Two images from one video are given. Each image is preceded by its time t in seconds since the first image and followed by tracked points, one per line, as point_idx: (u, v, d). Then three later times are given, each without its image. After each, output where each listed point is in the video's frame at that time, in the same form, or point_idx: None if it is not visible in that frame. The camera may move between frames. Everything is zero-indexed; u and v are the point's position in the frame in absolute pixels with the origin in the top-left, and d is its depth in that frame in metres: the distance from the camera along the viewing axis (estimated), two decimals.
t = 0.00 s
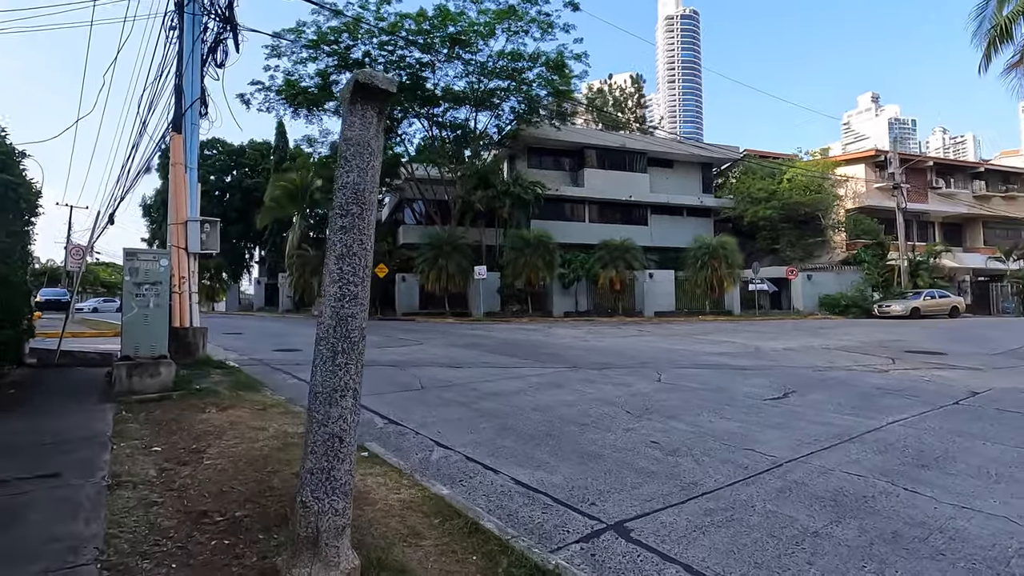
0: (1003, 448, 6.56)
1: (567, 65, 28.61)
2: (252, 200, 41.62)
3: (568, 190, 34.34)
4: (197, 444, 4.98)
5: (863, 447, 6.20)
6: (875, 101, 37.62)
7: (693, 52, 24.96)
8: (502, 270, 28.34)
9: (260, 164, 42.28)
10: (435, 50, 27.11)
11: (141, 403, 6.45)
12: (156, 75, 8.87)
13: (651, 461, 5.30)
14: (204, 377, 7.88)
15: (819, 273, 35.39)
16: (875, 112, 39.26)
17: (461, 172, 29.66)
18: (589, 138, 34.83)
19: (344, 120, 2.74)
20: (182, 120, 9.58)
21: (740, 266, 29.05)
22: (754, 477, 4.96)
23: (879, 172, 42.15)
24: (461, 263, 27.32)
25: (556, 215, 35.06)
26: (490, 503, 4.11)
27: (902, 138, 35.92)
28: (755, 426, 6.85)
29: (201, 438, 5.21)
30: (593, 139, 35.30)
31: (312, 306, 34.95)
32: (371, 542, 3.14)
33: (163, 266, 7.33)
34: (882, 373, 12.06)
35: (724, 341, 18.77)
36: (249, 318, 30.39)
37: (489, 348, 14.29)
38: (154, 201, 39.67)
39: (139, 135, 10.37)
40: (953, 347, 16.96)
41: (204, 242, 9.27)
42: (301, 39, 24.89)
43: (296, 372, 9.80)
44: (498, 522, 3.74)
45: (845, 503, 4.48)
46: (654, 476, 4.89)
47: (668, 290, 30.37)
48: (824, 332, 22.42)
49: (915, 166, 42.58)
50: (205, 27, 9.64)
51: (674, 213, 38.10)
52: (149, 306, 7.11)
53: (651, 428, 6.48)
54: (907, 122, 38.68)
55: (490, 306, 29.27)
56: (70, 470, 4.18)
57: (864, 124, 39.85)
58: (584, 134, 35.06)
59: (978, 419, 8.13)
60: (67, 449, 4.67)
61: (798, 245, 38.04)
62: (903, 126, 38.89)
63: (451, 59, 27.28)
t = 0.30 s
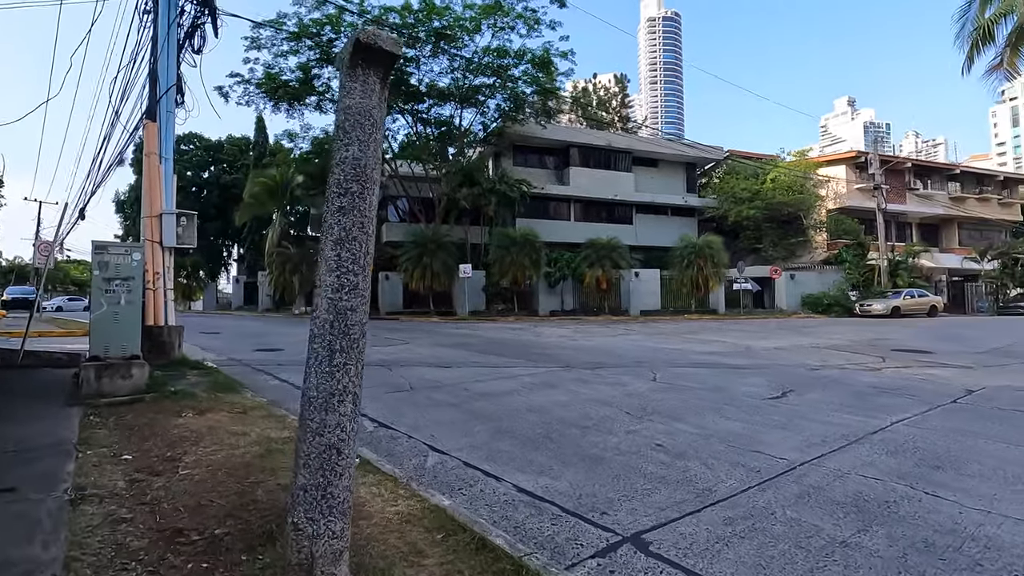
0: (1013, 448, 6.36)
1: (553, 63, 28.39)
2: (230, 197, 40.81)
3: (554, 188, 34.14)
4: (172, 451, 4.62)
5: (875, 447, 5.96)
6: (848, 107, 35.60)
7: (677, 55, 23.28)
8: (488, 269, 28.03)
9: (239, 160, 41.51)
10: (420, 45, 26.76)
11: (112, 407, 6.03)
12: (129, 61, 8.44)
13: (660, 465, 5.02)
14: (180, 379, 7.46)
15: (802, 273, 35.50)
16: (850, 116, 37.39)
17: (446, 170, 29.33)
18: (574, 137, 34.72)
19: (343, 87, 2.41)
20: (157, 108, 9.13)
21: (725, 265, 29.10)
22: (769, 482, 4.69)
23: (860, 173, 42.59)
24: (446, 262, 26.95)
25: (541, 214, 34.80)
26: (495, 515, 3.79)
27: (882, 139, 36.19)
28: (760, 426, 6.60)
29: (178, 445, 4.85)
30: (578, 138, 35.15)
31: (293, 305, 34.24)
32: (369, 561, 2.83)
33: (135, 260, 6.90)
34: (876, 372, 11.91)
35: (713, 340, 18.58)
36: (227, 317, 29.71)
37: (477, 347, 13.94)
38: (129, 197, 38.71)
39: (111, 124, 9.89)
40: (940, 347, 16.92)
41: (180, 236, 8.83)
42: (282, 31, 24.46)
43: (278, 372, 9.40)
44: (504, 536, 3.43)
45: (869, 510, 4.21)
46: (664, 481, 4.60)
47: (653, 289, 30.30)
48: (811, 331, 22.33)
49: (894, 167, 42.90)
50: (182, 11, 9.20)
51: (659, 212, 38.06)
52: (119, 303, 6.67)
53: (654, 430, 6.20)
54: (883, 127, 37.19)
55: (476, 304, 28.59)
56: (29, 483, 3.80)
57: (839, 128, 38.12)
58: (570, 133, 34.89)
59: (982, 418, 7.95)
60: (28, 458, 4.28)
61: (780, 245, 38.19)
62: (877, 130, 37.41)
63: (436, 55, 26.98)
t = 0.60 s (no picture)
0: None
1: (545, 61, 28.12)
2: (214, 194, 40.18)
3: (544, 187, 33.91)
4: (153, 474, 4.27)
5: (896, 457, 5.69)
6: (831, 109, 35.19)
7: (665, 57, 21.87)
8: (479, 268, 27.74)
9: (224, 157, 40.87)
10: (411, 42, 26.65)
11: (89, 421, 5.64)
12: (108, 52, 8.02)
13: (678, 483, 4.73)
14: (163, 387, 7.07)
15: (792, 273, 35.49)
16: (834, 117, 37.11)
17: (436, 168, 29.08)
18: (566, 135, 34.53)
19: (351, 71, 2.08)
20: (138, 101, 8.72)
21: (717, 265, 28.96)
22: (796, 499, 4.39)
23: (849, 173, 42.72)
24: (437, 261, 26.58)
25: (532, 213, 34.55)
26: (509, 544, 3.49)
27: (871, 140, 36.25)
28: (773, 437, 6.30)
29: (160, 465, 4.50)
30: (570, 137, 34.92)
31: (280, 305, 33.72)
32: None
33: (114, 262, 6.48)
34: (877, 373, 11.70)
35: (708, 341, 18.36)
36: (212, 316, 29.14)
37: (471, 350, 13.60)
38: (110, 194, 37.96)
39: (90, 119, 9.46)
40: (935, 348, 16.81)
41: (163, 237, 8.41)
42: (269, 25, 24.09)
43: (267, 378, 9.02)
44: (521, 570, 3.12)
45: (907, 533, 3.91)
46: (685, 501, 4.30)
47: (644, 289, 30.15)
48: (805, 331, 22.15)
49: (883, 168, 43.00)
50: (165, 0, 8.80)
51: (649, 212, 37.95)
52: (97, 308, 6.27)
53: (665, 442, 5.91)
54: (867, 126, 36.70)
55: (465, 304, 28.83)
56: None
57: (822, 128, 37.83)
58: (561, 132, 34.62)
59: (996, 422, 7.71)
60: None
61: (770, 245, 38.18)
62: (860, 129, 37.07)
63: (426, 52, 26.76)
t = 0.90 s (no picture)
0: None
1: (543, 59, 27.97)
2: (208, 193, 39.81)
3: (542, 186, 33.71)
4: (158, 483, 4.01)
5: (932, 459, 5.42)
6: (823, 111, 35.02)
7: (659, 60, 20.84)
8: (477, 267, 27.51)
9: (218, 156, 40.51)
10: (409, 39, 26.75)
11: (87, 425, 5.36)
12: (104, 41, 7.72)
13: (711, 488, 4.45)
14: (162, 389, 6.77)
15: (791, 272, 35.36)
16: (827, 118, 36.94)
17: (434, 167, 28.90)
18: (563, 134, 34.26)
19: (399, 33, 1.83)
20: (135, 93, 8.42)
21: (717, 265, 28.80)
22: (840, 505, 4.12)
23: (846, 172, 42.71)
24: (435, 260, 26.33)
25: (530, 213, 34.35)
26: (545, 558, 3.24)
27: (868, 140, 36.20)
28: (801, 438, 6.04)
29: (164, 473, 4.24)
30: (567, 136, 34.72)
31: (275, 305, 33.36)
32: None
33: (111, 259, 6.17)
34: (889, 372, 11.48)
35: (711, 340, 18.13)
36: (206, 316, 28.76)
37: (474, 350, 13.32)
38: (102, 193, 37.52)
39: (84, 111, 9.15)
40: (942, 346, 16.64)
41: (161, 233, 8.11)
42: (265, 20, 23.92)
43: (268, 379, 8.71)
44: None
45: (966, 541, 3.63)
46: (723, 508, 4.02)
47: (643, 288, 29.98)
48: (807, 330, 21.97)
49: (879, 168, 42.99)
50: None
51: (647, 211, 37.82)
52: (93, 306, 5.99)
53: (690, 445, 5.64)
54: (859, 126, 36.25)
55: (464, 304, 28.44)
56: None
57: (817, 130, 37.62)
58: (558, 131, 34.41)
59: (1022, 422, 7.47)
60: None
61: (767, 244, 38.05)
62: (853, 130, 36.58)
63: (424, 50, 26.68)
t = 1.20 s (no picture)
0: None
1: (548, 59, 27.72)
2: (211, 194, 39.65)
3: (547, 187, 33.51)
4: (174, 503, 3.81)
5: (977, 471, 5.20)
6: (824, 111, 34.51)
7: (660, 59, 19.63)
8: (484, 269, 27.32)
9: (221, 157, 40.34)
10: (413, 39, 26.75)
11: (98, 437, 5.16)
12: (111, 40, 7.51)
13: (753, 505, 4.22)
14: (173, 397, 6.57)
15: (798, 273, 35.10)
16: (827, 118, 36.89)
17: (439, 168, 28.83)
18: (568, 135, 33.95)
19: (472, 14, 1.97)
20: (143, 93, 8.20)
21: (724, 266, 28.56)
22: (894, 523, 3.88)
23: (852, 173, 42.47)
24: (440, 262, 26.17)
25: (535, 214, 34.15)
26: None
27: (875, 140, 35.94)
28: (837, 449, 5.81)
29: (181, 490, 4.06)
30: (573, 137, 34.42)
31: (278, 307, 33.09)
32: None
33: (121, 263, 5.98)
34: (911, 377, 11.27)
35: (722, 343, 17.91)
36: (210, 318, 28.57)
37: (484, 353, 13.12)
38: (105, 195, 37.36)
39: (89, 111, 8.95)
40: (958, 349, 16.40)
41: (169, 236, 7.90)
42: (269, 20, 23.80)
43: (278, 386, 8.50)
44: None
45: None
46: (772, 529, 3.79)
47: (650, 290, 29.78)
48: (818, 333, 21.73)
49: (886, 168, 42.74)
50: None
51: (652, 212, 37.64)
52: (103, 313, 5.79)
53: (723, 457, 5.42)
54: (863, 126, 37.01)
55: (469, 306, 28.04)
56: None
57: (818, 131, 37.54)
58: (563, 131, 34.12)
59: None
60: None
61: (773, 245, 37.73)
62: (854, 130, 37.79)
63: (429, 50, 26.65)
